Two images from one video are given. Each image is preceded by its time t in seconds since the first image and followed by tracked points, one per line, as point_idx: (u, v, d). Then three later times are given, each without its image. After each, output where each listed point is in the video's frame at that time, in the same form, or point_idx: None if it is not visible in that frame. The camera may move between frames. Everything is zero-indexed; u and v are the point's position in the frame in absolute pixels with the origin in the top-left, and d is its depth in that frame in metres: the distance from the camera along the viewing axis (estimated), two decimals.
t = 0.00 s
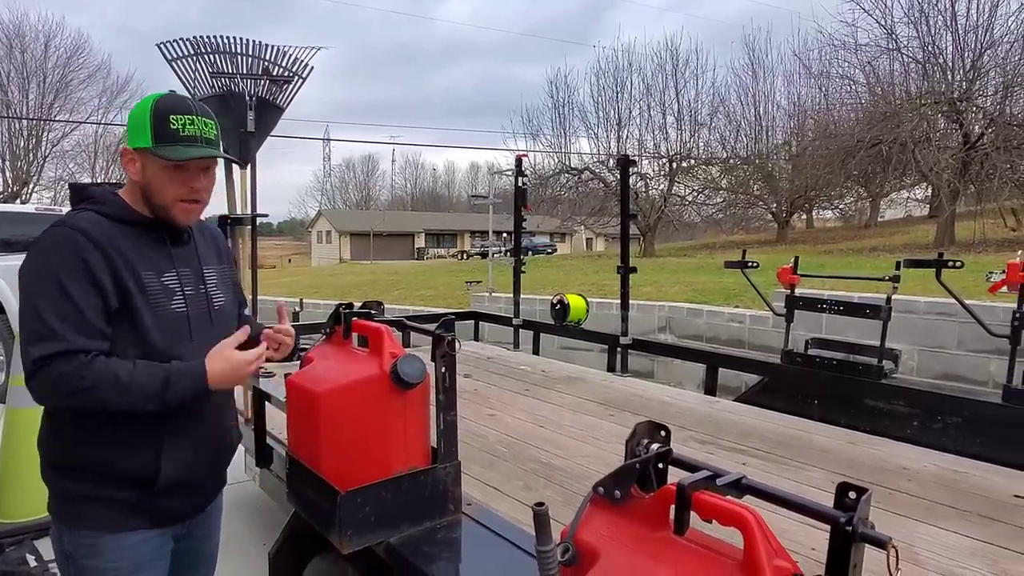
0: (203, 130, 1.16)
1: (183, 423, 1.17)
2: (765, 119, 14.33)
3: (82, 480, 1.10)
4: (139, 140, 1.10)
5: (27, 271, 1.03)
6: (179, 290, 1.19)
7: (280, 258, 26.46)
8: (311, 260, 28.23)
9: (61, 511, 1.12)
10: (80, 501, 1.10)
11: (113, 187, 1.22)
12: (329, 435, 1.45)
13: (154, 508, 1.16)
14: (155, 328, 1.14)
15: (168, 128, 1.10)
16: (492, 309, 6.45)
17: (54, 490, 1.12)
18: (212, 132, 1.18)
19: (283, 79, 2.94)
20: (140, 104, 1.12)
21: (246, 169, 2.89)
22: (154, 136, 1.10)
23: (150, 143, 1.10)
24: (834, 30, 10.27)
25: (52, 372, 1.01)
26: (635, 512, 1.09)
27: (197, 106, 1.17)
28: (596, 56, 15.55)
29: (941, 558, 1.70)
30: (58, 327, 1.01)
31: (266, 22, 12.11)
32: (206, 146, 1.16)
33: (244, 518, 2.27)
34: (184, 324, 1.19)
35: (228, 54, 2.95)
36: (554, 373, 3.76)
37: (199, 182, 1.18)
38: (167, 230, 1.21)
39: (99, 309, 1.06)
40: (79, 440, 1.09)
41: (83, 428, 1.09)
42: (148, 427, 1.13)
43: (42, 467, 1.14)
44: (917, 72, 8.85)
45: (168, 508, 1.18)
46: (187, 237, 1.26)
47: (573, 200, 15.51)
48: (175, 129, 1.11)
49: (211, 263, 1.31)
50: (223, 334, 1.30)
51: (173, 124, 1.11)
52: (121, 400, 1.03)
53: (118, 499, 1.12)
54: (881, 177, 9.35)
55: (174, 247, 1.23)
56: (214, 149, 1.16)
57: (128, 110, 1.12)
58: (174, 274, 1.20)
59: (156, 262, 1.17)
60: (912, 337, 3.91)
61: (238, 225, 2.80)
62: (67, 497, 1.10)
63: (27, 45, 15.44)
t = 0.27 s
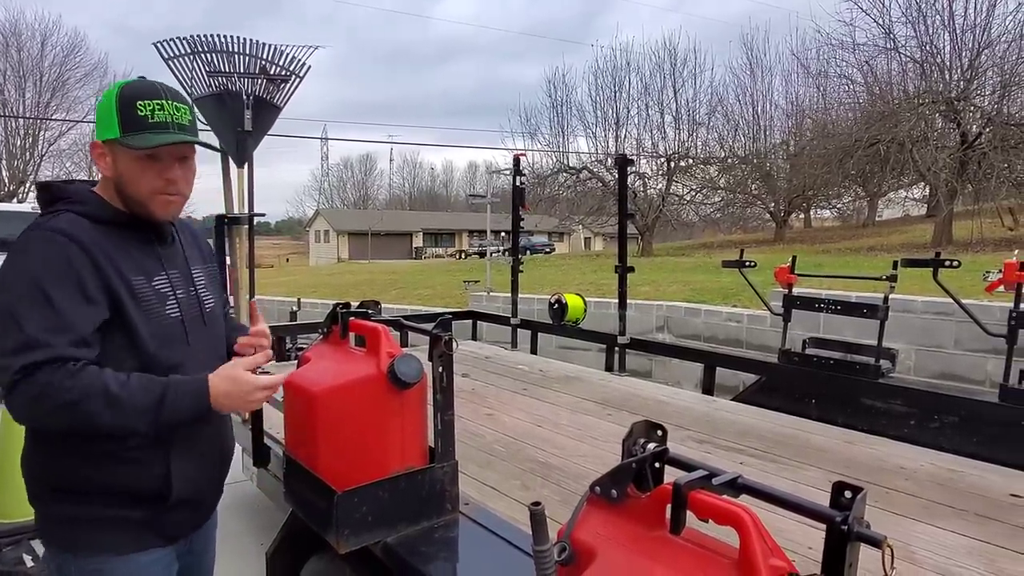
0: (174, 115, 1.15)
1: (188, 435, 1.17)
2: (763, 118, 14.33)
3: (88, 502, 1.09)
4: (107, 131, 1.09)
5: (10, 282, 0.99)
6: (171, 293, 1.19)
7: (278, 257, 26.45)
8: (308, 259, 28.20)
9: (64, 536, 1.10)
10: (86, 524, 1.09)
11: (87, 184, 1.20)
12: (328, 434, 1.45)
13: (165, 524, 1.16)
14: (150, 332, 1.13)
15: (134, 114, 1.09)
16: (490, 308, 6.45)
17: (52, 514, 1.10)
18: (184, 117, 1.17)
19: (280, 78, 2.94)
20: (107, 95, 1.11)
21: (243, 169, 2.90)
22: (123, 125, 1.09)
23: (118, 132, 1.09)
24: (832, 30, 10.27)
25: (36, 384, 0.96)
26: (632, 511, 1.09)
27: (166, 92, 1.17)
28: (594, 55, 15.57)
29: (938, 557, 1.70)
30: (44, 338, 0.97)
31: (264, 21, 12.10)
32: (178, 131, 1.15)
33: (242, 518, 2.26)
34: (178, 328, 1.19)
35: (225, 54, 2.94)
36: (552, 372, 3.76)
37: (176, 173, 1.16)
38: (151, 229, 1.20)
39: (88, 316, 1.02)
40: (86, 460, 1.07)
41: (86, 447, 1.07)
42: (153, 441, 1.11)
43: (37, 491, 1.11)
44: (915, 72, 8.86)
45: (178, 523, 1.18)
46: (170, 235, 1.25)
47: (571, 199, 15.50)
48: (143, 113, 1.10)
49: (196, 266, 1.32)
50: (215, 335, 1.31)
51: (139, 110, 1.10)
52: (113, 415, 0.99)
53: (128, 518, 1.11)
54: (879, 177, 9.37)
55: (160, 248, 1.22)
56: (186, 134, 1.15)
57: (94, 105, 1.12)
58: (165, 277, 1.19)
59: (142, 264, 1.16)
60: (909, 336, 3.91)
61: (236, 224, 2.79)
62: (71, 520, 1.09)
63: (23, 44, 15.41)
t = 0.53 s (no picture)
0: (157, 92, 1.07)
1: (178, 442, 1.14)
2: (762, 118, 14.34)
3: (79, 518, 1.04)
4: (82, 109, 1.01)
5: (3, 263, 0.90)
6: (155, 286, 1.15)
7: (277, 256, 26.47)
8: (307, 259, 28.22)
9: (54, 556, 1.04)
10: (77, 543, 1.04)
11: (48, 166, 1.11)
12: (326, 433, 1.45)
13: (159, 536, 1.13)
14: (138, 325, 1.08)
15: (113, 90, 1.01)
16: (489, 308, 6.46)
17: (39, 535, 1.04)
18: (165, 94, 1.09)
19: (278, 77, 2.94)
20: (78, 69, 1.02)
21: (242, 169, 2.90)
22: (101, 104, 1.01)
23: (95, 112, 1.01)
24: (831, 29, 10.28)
25: (61, 353, 0.85)
26: (631, 511, 1.09)
27: (145, 67, 1.08)
28: (593, 54, 15.59)
29: (937, 557, 1.70)
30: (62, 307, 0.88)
31: (263, 20, 12.09)
32: (160, 110, 1.06)
33: (240, 519, 2.26)
34: (165, 322, 1.14)
35: (222, 53, 2.93)
36: (551, 372, 3.76)
37: (160, 156, 1.09)
38: (127, 213, 1.14)
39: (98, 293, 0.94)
40: (77, 473, 1.02)
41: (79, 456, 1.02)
42: (145, 446, 1.08)
43: (19, 508, 1.05)
44: (914, 71, 8.88)
45: (171, 534, 1.15)
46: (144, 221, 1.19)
47: (570, 198, 15.52)
48: (123, 90, 1.02)
49: (173, 253, 1.28)
50: (197, 327, 1.27)
51: (119, 86, 1.02)
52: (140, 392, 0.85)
53: (124, 536, 1.07)
54: (877, 176, 9.38)
55: (138, 235, 1.17)
56: (168, 112, 1.07)
57: (64, 81, 1.02)
58: (147, 268, 1.14)
59: (123, 256, 1.10)
60: (908, 335, 3.91)
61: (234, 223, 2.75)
62: (62, 540, 1.04)
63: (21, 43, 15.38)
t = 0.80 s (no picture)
0: (162, 93, 1.03)
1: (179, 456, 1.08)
2: (761, 119, 14.34)
3: (73, 536, 1.00)
4: (83, 105, 0.96)
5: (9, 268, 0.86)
6: (149, 293, 1.11)
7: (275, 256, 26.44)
8: (306, 259, 28.22)
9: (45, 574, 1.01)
10: (70, 561, 1.00)
11: (29, 162, 1.06)
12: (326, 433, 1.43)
13: (155, 552, 1.08)
14: (134, 334, 1.04)
15: (118, 87, 0.97)
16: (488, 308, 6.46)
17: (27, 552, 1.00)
18: (171, 94, 1.05)
19: (278, 77, 2.94)
20: (79, 60, 0.97)
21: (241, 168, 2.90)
22: (103, 100, 0.96)
23: (97, 109, 0.96)
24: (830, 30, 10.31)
25: (73, 372, 0.80)
26: (631, 512, 1.09)
27: (152, 64, 1.04)
28: (592, 55, 15.55)
29: (936, 557, 1.70)
30: (84, 318, 0.84)
31: (262, 20, 12.05)
32: (168, 112, 1.03)
33: (240, 519, 2.26)
34: (157, 328, 1.11)
35: (222, 53, 2.92)
36: (550, 372, 3.76)
37: (160, 160, 1.05)
38: (121, 215, 1.09)
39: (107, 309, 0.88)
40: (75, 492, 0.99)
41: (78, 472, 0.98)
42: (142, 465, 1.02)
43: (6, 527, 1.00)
44: (913, 72, 8.87)
45: (169, 548, 1.11)
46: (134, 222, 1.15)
47: (569, 199, 15.50)
48: (130, 88, 0.98)
49: (162, 255, 1.24)
50: (183, 335, 1.24)
51: (126, 85, 0.98)
52: (156, 424, 0.79)
53: (121, 552, 1.03)
54: (876, 176, 9.39)
55: (131, 237, 1.13)
56: (176, 115, 1.03)
57: (63, 71, 0.97)
58: (140, 274, 1.10)
59: (116, 261, 1.05)
60: (906, 336, 3.91)
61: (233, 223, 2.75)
62: (52, 557, 1.00)
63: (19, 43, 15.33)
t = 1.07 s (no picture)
0: (168, 94, 1.04)
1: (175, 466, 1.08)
2: (760, 120, 14.37)
3: (66, 544, 1.00)
4: (88, 106, 0.95)
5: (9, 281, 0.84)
6: (144, 298, 1.11)
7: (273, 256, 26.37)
8: (305, 259, 28.20)
9: None
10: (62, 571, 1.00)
11: (21, 162, 1.04)
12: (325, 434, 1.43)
13: (149, 561, 1.08)
14: (127, 340, 1.05)
15: (124, 89, 0.96)
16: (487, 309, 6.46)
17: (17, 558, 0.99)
18: (175, 95, 1.06)
19: (278, 78, 2.93)
20: (85, 57, 0.96)
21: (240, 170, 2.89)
22: (109, 101, 0.95)
23: (103, 111, 0.95)
24: (829, 31, 10.33)
25: (60, 397, 0.79)
26: (630, 514, 1.09)
27: (158, 64, 1.05)
28: (591, 55, 15.54)
29: (934, 558, 1.70)
30: (71, 338, 0.82)
31: (261, 21, 12.02)
32: (174, 115, 1.04)
33: (238, 520, 2.25)
34: (152, 335, 1.11)
35: (221, 53, 2.90)
36: (549, 373, 3.76)
37: (166, 163, 1.05)
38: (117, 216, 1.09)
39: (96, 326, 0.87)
40: (69, 502, 0.98)
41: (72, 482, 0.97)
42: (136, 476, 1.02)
43: None
44: (912, 73, 8.87)
45: (166, 555, 1.12)
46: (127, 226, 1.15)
47: (568, 199, 15.48)
48: (136, 89, 0.98)
49: (156, 257, 1.25)
50: (179, 341, 1.23)
51: (134, 85, 0.98)
52: (144, 452, 0.77)
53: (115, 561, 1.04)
54: (875, 177, 9.40)
55: (125, 240, 1.13)
56: (183, 117, 1.04)
57: (67, 68, 0.95)
58: (135, 279, 1.10)
59: (110, 266, 1.05)
60: (905, 337, 3.92)
61: (232, 224, 2.76)
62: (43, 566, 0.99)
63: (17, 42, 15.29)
